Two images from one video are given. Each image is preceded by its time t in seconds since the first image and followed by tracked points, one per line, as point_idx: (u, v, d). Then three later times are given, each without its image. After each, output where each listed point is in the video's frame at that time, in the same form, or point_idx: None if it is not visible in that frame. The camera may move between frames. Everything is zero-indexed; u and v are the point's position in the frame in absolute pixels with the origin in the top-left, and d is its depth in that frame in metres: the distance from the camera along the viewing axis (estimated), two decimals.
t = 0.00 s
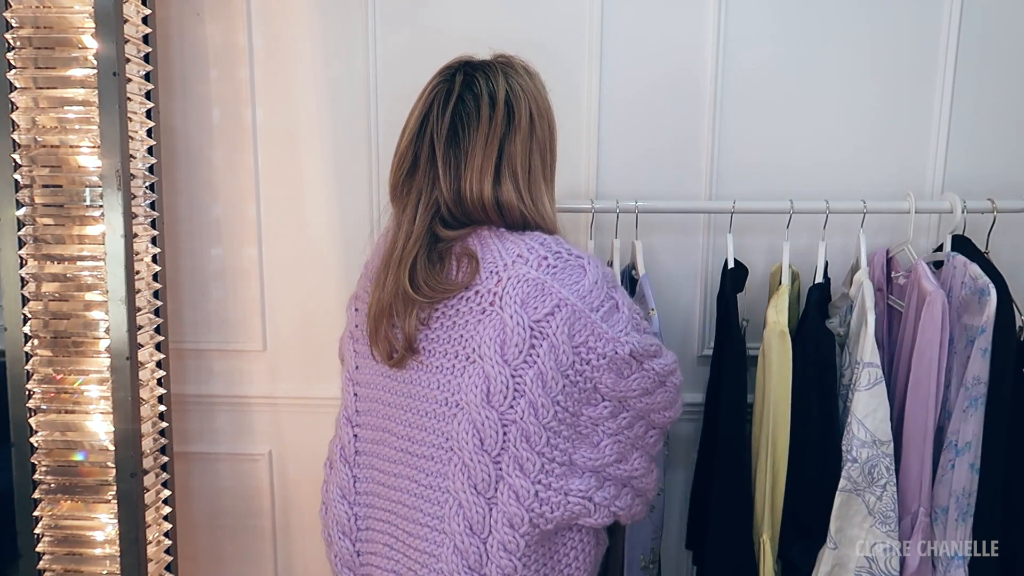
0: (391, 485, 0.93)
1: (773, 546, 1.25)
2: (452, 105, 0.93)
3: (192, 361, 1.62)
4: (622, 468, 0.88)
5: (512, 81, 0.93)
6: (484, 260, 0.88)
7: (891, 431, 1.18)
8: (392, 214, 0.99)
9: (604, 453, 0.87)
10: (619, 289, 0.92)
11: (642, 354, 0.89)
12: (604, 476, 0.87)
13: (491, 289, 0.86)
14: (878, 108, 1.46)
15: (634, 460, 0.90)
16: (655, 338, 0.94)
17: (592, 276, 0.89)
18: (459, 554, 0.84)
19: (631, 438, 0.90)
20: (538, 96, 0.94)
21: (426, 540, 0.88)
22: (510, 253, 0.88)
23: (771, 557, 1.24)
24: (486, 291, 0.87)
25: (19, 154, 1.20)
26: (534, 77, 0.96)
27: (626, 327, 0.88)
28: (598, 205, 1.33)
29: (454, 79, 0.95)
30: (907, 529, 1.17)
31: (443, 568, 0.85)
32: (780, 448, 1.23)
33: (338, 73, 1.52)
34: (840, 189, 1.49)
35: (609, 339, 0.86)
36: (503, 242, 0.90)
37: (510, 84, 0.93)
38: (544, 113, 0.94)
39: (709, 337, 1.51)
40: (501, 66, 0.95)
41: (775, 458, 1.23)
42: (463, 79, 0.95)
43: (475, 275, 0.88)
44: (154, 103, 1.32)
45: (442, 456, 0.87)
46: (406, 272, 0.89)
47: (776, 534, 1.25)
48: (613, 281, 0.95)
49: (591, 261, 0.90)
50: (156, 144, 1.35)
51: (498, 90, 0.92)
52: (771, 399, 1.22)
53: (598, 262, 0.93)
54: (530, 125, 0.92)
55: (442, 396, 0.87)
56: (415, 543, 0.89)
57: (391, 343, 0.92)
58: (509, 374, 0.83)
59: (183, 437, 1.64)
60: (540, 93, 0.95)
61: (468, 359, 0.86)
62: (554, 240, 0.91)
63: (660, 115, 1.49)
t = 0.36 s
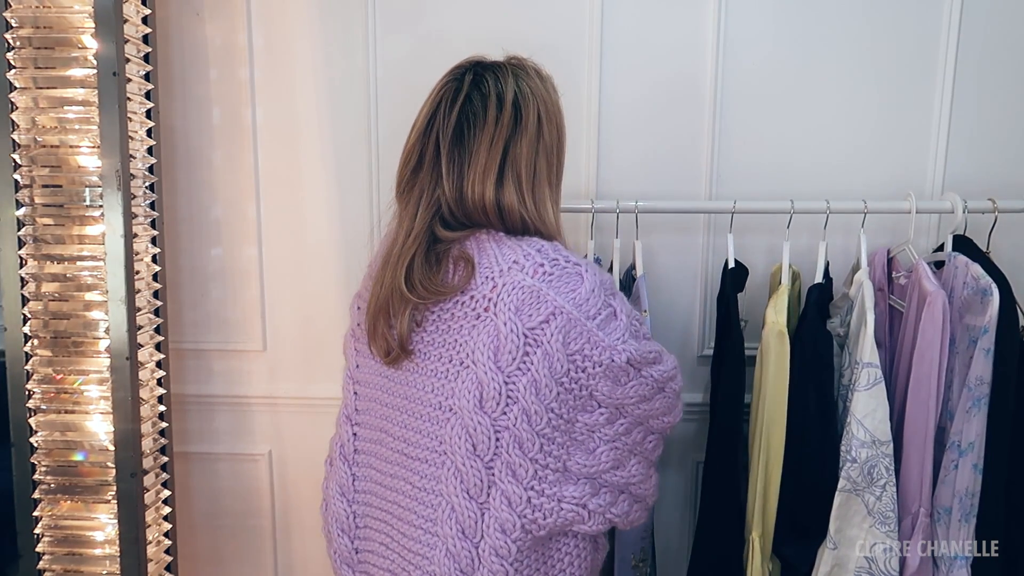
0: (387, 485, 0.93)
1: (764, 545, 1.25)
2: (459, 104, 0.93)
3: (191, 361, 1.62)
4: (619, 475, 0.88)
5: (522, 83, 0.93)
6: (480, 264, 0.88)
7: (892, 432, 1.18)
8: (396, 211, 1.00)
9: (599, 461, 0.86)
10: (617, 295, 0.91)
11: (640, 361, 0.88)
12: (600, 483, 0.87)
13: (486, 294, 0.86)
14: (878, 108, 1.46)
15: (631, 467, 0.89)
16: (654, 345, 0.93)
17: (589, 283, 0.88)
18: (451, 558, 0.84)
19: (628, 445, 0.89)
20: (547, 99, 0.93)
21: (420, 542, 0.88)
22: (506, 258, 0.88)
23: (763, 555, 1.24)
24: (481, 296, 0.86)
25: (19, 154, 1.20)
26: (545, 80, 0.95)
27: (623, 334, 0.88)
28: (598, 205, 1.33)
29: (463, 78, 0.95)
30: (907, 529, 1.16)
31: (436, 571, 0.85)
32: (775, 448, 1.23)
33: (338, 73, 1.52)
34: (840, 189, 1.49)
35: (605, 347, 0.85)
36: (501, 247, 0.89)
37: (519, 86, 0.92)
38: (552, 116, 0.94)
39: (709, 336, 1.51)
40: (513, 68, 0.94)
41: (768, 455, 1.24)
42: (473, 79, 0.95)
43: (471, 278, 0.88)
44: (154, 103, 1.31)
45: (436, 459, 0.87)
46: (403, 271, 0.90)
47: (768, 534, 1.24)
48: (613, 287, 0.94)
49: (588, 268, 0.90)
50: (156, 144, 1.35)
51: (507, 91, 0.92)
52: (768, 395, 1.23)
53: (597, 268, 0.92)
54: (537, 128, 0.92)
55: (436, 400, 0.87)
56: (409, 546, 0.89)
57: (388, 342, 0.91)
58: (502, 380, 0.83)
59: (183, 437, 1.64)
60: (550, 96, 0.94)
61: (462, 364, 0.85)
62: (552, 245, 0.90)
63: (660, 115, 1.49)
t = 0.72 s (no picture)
0: (387, 488, 0.93)
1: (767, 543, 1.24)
2: (457, 104, 0.93)
3: (192, 361, 1.62)
4: (619, 477, 0.88)
5: (520, 82, 0.93)
6: (480, 266, 0.88)
7: (893, 432, 1.18)
8: (396, 211, 1.00)
9: (599, 463, 0.86)
10: (617, 297, 0.91)
11: (640, 363, 0.88)
12: (600, 485, 0.87)
13: (485, 296, 0.86)
14: (878, 108, 1.46)
15: (631, 470, 0.89)
16: (654, 348, 0.93)
17: (589, 285, 0.88)
18: (451, 561, 0.84)
19: (628, 448, 0.89)
20: (545, 98, 0.93)
21: (420, 545, 0.88)
22: (505, 260, 0.88)
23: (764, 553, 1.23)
24: (481, 298, 0.86)
25: (19, 154, 1.21)
26: (544, 79, 0.95)
27: (622, 337, 0.88)
28: (598, 205, 1.33)
29: (461, 78, 0.95)
30: (907, 529, 1.17)
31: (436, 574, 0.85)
32: (774, 445, 1.23)
33: (338, 73, 1.52)
34: (840, 189, 1.49)
35: (605, 349, 0.85)
36: (500, 248, 0.89)
37: (518, 86, 0.92)
38: (550, 116, 0.94)
39: (709, 336, 1.51)
40: (511, 67, 0.94)
41: (768, 452, 1.23)
42: (471, 78, 0.95)
43: (471, 280, 0.88)
44: (154, 103, 1.32)
45: (436, 462, 0.87)
46: (402, 271, 0.90)
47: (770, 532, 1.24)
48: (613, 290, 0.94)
49: (588, 270, 0.90)
50: (156, 144, 1.35)
51: (505, 91, 0.92)
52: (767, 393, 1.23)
53: (597, 270, 0.92)
54: (535, 128, 0.92)
55: (436, 402, 0.87)
56: (409, 548, 0.89)
57: (387, 342, 0.91)
58: (502, 383, 0.83)
59: (183, 437, 1.64)
60: (548, 95, 0.94)
61: (461, 366, 0.85)
62: (551, 248, 0.90)
63: (660, 115, 1.49)
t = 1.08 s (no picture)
0: (387, 489, 0.93)
1: (769, 545, 1.24)
2: (454, 104, 0.93)
3: (191, 361, 1.62)
4: (619, 478, 0.88)
5: (516, 82, 0.93)
6: (478, 266, 0.88)
7: (892, 432, 1.18)
8: (394, 213, 1.00)
9: (599, 464, 0.86)
10: (616, 298, 0.91)
11: (639, 364, 0.88)
12: (600, 486, 0.87)
13: (484, 297, 0.86)
14: (878, 109, 1.46)
15: (630, 470, 0.90)
16: (653, 348, 0.93)
17: (588, 286, 0.88)
18: (451, 562, 0.84)
19: (627, 449, 0.89)
20: (541, 97, 0.93)
21: (420, 546, 0.88)
22: (505, 261, 0.88)
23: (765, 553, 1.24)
24: (480, 299, 0.86)
25: (19, 154, 1.20)
26: (541, 79, 0.95)
27: (621, 338, 0.88)
28: (598, 205, 1.33)
29: (457, 78, 0.95)
30: (907, 529, 1.17)
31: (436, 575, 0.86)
32: (775, 447, 1.23)
33: (338, 73, 1.52)
34: (840, 189, 1.49)
35: (604, 350, 0.85)
36: (499, 249, 0.90)
37: (514, 85, 0.92)
38: (547, 115, 0.94)
39: (709, 336, 1.51)
40: (507, 67, 0.94)
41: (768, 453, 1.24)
42: (467, 78, 0.95)
43: (470, 281, 0.88)
44: (154, 103, 1.31)
45: (436, 463, 0.87)
46: (400, 272, 0.90)
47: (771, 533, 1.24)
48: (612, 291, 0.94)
49: (587, 271, 0.90)
50: (156, 144, 1.35)
51: (501, 90, 0.92)
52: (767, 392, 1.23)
53: (595, 271, 0.92)
54: (532, 127, 0.92)
55: (436, 403, 0.87)
56: (409, 550, 0.89)
57: (386, 343, 0.91)
58: (502, 384, 0.83)
59: (183, 437, 1.64)
60: (544, 94, 0.94)
61: (460, 367, 0.86)
62: (550, 248, 0.90)
63: (660, 115, 1.49)
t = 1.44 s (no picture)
0: (388, 490, 0.93)
1: (769, 545, 1.24)
2: (453, 104, 0.93)
3: (192, 362, 1.62)
4: (620, 479, 0.88)
5: (515, 82, 0.93)
6: (479, 267, 0.88)
7: (892, 432, 1.18)
8: (395, 213, 1.00)
9: (600, 465, 0.86)
10: (617, 299, 0.91)
11: (640, 365, 0.88)
12: (601, 487, 0.87)
13: (485, 297, 0.86)
14: (877, 109, 1.46)
15: (631, 471, 0.89)
16: (654, 349, 0.93)
17: (588, 287, 0.88)
18: (452, 563, 0.84)
19: (628, 450, 0.89)
20: (541, 97, 0.93)
21: (421, 547, 0.88)
22: (506, 261, 0.88)
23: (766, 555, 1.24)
24: (481, 300, 0.86)
25: (19, 154, 1.21)
26: (541, 78, 0.95)
27: (622, 339, 0.87)
28: (598, 205, 1.33)
29: (457, 78, 0.95)
30: (907, 529, 1.16)
31: None
32: (776, 447, 1.23)
33: (338, 73, 1.52)
34: (840, 189, 1.49)
35: (605, 351, 0.85)
36: (500, 250, 0.89)
37: (513, 85, 0.92)
38: (547, 115, 0.94)
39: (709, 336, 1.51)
40: (506, 67, 0.94)
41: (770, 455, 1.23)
42: (466, 79, 0.95)
43: (471, 282, 0.87)
44: (154, 103, 1.32)
45: (437, 464, 0.87)
46: (402, 272, 0.90)
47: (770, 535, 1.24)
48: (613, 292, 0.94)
49: (588, 271, 0.90)
50: (156, 144, 1.35)
51: (500, 90, 0.92)
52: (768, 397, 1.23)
53: (597, 272, 0.92)
54: (532, 127, 0.92)
55: (437, 403, 0.87)
56: (410, 551, 0.89)
57: (387, 344, 0.91)
58: (503, 385, 0.83)
59: (183, 437, 1.64)
60: (544, 94, 0.94)
61: (461, 368, 0.86)
62: (551, 249, 0.90)
63: (660, 115, 1.49)
